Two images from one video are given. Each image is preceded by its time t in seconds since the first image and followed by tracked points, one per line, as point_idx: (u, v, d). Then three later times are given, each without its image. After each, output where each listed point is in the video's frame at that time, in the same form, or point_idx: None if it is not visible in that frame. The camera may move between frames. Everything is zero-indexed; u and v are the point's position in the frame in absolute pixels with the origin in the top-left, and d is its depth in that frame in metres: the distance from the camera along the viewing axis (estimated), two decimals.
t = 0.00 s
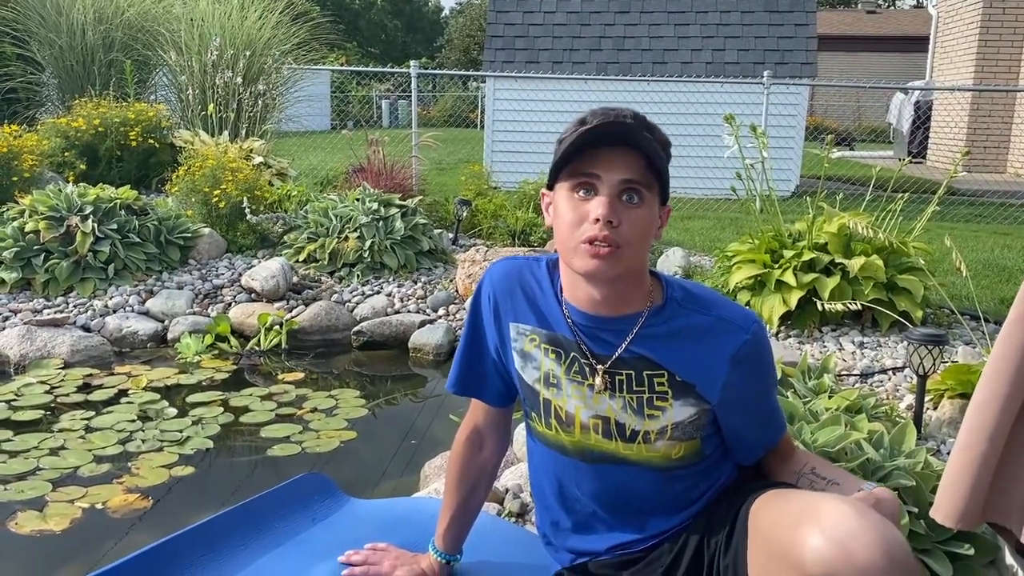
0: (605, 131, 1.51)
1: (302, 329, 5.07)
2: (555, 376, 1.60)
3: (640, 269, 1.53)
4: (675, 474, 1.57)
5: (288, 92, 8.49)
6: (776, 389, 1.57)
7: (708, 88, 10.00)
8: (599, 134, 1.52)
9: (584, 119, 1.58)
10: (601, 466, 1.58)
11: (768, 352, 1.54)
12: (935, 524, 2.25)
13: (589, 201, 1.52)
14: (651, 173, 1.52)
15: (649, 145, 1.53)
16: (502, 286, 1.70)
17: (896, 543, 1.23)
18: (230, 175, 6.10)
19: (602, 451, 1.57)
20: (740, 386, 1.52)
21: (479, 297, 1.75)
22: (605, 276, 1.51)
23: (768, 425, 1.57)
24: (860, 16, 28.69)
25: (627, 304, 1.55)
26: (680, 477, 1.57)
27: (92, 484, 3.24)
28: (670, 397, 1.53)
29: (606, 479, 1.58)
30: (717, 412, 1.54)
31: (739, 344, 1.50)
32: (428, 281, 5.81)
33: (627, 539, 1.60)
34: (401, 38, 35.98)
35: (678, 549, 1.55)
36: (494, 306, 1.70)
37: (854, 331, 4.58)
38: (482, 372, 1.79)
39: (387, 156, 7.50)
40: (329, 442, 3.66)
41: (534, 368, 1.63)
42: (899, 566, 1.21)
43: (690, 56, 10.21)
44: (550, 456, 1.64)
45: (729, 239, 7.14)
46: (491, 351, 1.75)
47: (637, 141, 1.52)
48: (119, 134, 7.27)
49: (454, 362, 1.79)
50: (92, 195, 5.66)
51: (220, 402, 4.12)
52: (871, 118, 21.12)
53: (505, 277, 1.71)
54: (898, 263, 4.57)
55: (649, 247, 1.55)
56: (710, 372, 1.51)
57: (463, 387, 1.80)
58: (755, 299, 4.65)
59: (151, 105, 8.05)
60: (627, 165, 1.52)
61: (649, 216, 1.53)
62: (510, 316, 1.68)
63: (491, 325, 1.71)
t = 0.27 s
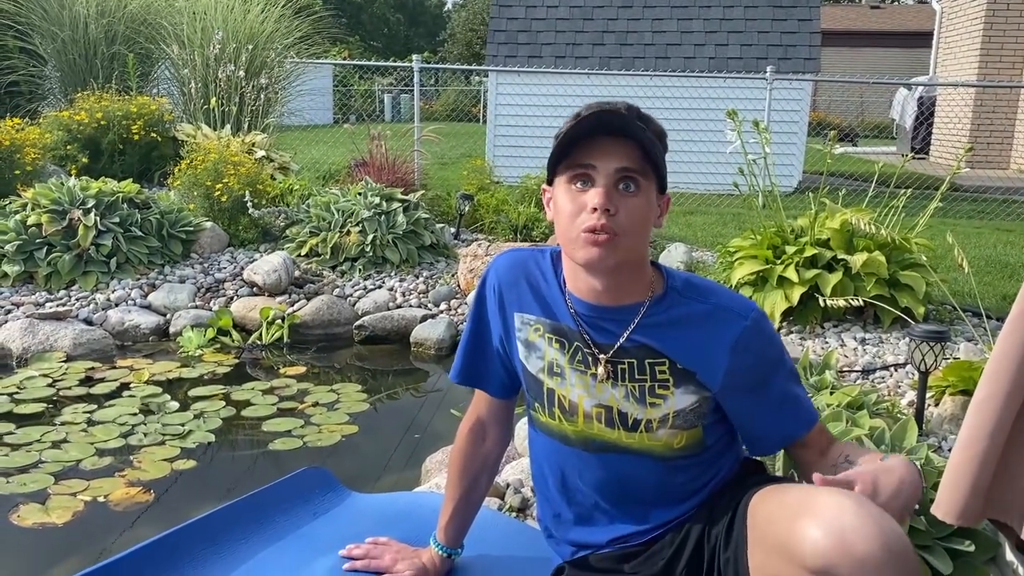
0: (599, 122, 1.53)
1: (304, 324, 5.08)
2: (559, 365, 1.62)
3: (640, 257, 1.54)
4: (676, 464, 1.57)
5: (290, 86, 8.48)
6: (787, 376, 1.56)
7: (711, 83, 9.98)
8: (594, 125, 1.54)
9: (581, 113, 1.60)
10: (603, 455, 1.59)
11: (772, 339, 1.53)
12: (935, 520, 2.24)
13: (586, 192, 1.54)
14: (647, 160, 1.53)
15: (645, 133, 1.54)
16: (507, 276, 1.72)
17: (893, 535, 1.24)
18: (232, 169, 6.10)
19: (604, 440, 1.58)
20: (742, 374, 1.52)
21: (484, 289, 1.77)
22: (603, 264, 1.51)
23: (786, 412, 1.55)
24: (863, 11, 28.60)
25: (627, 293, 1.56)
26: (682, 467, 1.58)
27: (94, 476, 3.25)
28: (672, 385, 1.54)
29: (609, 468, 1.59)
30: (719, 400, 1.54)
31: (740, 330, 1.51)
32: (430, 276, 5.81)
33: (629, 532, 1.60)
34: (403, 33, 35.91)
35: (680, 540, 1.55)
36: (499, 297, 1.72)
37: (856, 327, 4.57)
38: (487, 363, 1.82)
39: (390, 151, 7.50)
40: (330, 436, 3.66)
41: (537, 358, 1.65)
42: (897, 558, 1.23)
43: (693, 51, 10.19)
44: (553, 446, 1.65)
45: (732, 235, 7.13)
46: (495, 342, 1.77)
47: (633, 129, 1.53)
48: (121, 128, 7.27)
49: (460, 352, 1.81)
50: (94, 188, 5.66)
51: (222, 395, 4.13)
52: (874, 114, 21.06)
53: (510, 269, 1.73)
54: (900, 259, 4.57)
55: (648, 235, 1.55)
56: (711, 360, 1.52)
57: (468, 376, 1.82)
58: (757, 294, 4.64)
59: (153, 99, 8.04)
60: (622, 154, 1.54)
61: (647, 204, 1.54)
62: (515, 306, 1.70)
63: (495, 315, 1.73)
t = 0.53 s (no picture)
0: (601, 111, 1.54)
1: (307, 315, 5.08)
2: (564, 355, 1.63)
3: (644, 246, 1.54)
4: (680, 455, 1.58)
5: (294, 77, 8.47)
6: (803, 364, 1.52)
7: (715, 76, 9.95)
8: (597, 115, 1.55)
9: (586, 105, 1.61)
10: (607, 446, 1.59)
11: (782, 327, 1.52)
12: (937, 516, 2.25)
13: (589, 182, 1.55)
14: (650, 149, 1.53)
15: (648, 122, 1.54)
16: (514, 268, 1.73)
17: (899, 525, 1.23)
18: (235, 161, 6.11)
19: (609, 430, 1.59)
20: (749, 363, 1.51)
21: (491, 280, 1.78)
22: (606, 253, 1.52)
23: (801, 399, 1.51)
24: (869, 5, 28.48)
25: (631, 282, 1.57)
26: (685, 458, 1.58)
27: (98, 467, 3.25)
28: (677, 375, 1.55)
29: (612, 459, 1.59)
30: (723, 392, 1.55)
31: (746, 320, 1.51)
32: (433, 268, 5.81)
33: (631, 524, 1.60)
34: (407, 24, 35.82)
35: (683, 531, 1.55)
36: (506, 287, 1.73)
37: (859, 322, 4.57)
38: (493, 354, 1.82)
39: (393, 143, 7.49)
40: (333, 427, 3.67)
41: (543, 348, 1.66)
42: (902, 548, 1.21)
43: (698, 44, 10.16)
44: (557, 436, 1.65)
45: (735, 229, 7.12)
46: (501, 332, 1.78)
47: (636, 117, 1.53)
48: (125, 119, 7.27)
49: (466, 343, 1.82)
50: (97, 179, 5.66)
51: (225, 386, 4.14)
52: (879, 108, 20.99)
53: (517, 260, 1.74)
54: (904, 254, 4.56)
55: (653, 224, 1.55)
56: (716, 350, 1.52)
57: (474, 367, 1.83)
58: (759, 289, 4.63)
59: (157, 90, 8.03)
60: (625, 143, 1.54)
61: (651, 192, 1.54)
62: (522, 296, 1.71)
63: (502, 306, 1.74)
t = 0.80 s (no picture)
0: (605, 109, 1.56)
1: (312, 306, 5.12)
2: (566, 351, 1.66)
3: (645, 243, 1.57)
4: (678, 450, 1.61)
5: (300, 67, 8.48)
6: (804, 360, 1.55)
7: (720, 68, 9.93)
8: (600, 112, 1.57)
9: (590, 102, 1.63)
10: (607, 440, 1.62)
11: (782, 322, 1.55)
12: (932, 511, 2.28)
13: (592, 179, 1.57)
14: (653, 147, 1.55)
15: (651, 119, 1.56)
16: (518, 265, 1.76)
17: (885, 529, 1.27)
18: (241, 151, 6.14)
19: (608, 425, 1.62)
20: (748, 359, 1.54)
21: (495, 276, 1.81)
22: (609, 250, 1.55)
23: (802, 394, 1.54)
24: None
25: (634, 278, 1.60)
26: (684, 453, 1.61)
27: (105, 455, 3.30)
28: (676, 371, 1.58)
29: (611, 453, 1.62)
30: (721, 387, 1.58)
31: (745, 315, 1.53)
32: (437, 260, 5.84)
33: (630, 516, 1.63)
34: (412, 12, 35.72)
35: (681, 524, 1.58)
36: (510, 283, 1.76)
37: (860, 318, 4.59)
38: (496, 349, 1.85)
39: (398, 134, 7.51)
40: (337, 418, 3.71)
41: (546, 343, 1.69)
42: (887, 552, 1.25)
43: (704, 36, 10.14)
44: (557, 430, 1.68)
45: (739, 222, 7.14)
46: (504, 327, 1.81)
47: (640, 115, 1.55)
48: (131, 108, 7.29)
49: (469, 338, 1.85)
50: (104, 168, 5.70)
51: (230, 376, 4.18)
52: (885, 101, 20.93)
53: (521, 258, 1.76)
54: (906, 250, 4.57)
55: (655, 220, 1.58)
56: (716, 345, 1.55)
57: (478, 362, 1.86)
58: (762, 284, 4.64)
59: (163, 79, 8.05)
60: (628, 141, 1.56)
61: (654, 189, 1.56)
62: (526, 293, 1.73)
63: (506, 302, 1.77)
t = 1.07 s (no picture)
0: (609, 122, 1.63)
1: (321, 299, 5.19)
2: (572, 355, 1.72)
3: (650, 249, 1.63)
4: (679, 450, 1.67)
5: (309, 58, 8.53)
6: (806, 348, 1.59)
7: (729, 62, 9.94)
8: (605, 125, 1.64)
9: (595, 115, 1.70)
10: (610, 440, 1.69)
11: (782, 320, 1.61)
12: (925, 509, 2.34)
13: (599, 188, 1.64)
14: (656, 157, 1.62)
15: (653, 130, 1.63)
16: (525, 272, 1.82)
17: (875, 530, 1.33)
18: (252, 144, 6.20)
19: (613, 426, 1.68)
20: (748, 358, 1.60)
21: (502, 283, 1.87)
22: (616, 256, 1.61)
23: (807, 379, 1.57)
24: None
25: (638, 283, 1.66)
26: (685, 453, 1.68)
27: (121, 445, 3.38)
28: (678, 374, 1.65)
29: (615, 453, 1.69)
30: (720, 387, 1.65)
31: (745, 316, 1.61)
32: (444, 254, 5.91)
33: (632, 513, 1.70)
34: None
35: (681, 522, 1.65)
36: (517, 289, 1.82)
37: (863, 316, 4.64)
38: (503, 352, 1.92)
39: (406, 127, 7.55)
40: (347, 410, 3.79)
41: (552, 348, 1.75)
42: (877, 552, 1.32)
43: (712, 29, 10.14)
44: (562, 430, 1.75)
45: (745, 218, 7.18)
46: (512, 331, 1.87)
47: (644, 127, 1.62)
48: (142, 99, 7.35)
49: (478, 343, 1.91)
50: (117, 160, 5.77)
51: (242, 368, 4.26)
52: (894, 94, 20.86)
53: (528, 265, 1.83)
54: (909, 250, 4.62)
55: (659, 227, 1.65)
56: (717, 346, 1.62)
57: (485, 364, 1.92)
58: (766, 280, 4.70)
59: (173, 70, 8.11)
60: (632, 152, 1.63)
61: (657, 197, 1.63)
62: (532, 298, 1.80)
63: (513, 307, 1.83)
